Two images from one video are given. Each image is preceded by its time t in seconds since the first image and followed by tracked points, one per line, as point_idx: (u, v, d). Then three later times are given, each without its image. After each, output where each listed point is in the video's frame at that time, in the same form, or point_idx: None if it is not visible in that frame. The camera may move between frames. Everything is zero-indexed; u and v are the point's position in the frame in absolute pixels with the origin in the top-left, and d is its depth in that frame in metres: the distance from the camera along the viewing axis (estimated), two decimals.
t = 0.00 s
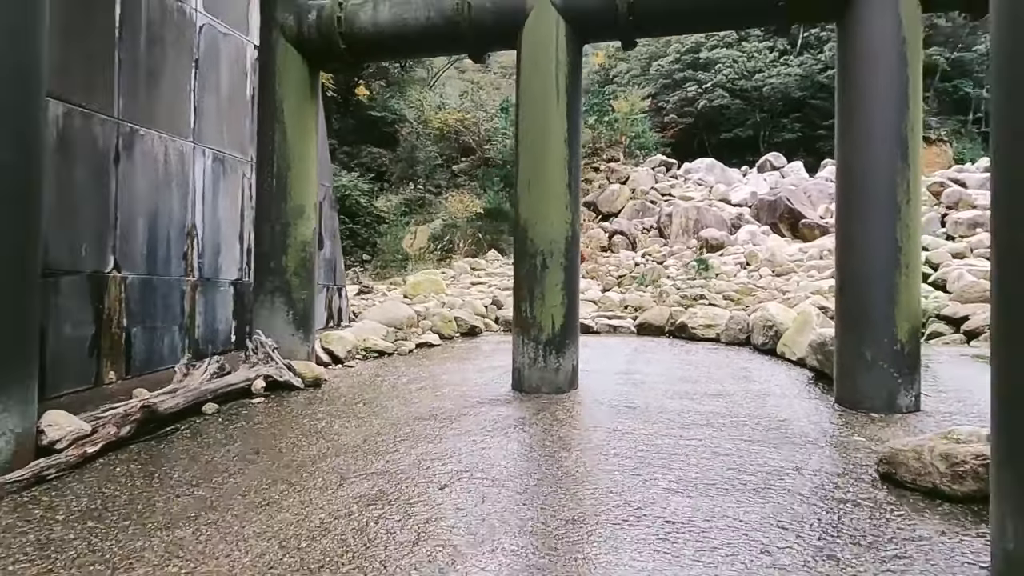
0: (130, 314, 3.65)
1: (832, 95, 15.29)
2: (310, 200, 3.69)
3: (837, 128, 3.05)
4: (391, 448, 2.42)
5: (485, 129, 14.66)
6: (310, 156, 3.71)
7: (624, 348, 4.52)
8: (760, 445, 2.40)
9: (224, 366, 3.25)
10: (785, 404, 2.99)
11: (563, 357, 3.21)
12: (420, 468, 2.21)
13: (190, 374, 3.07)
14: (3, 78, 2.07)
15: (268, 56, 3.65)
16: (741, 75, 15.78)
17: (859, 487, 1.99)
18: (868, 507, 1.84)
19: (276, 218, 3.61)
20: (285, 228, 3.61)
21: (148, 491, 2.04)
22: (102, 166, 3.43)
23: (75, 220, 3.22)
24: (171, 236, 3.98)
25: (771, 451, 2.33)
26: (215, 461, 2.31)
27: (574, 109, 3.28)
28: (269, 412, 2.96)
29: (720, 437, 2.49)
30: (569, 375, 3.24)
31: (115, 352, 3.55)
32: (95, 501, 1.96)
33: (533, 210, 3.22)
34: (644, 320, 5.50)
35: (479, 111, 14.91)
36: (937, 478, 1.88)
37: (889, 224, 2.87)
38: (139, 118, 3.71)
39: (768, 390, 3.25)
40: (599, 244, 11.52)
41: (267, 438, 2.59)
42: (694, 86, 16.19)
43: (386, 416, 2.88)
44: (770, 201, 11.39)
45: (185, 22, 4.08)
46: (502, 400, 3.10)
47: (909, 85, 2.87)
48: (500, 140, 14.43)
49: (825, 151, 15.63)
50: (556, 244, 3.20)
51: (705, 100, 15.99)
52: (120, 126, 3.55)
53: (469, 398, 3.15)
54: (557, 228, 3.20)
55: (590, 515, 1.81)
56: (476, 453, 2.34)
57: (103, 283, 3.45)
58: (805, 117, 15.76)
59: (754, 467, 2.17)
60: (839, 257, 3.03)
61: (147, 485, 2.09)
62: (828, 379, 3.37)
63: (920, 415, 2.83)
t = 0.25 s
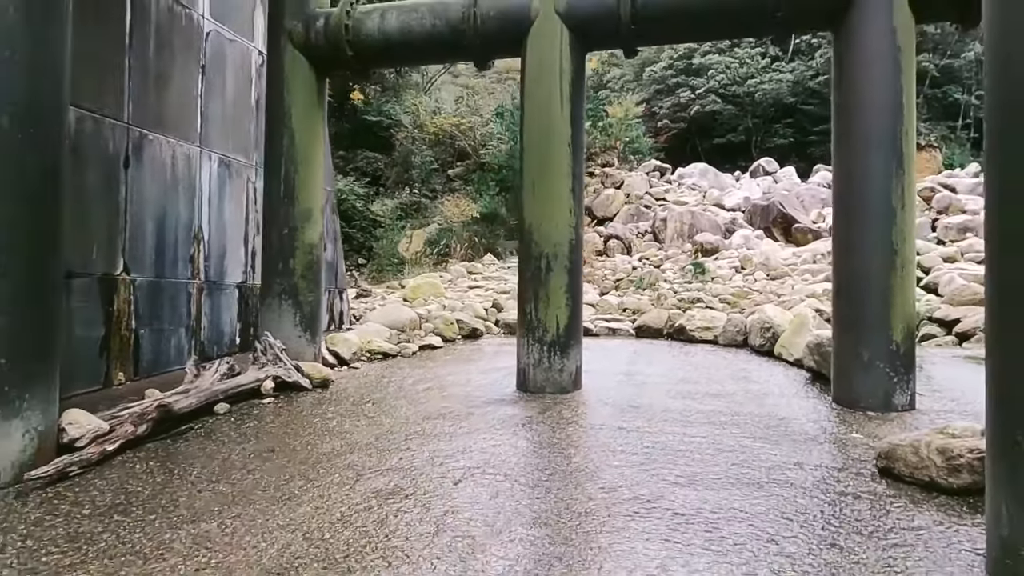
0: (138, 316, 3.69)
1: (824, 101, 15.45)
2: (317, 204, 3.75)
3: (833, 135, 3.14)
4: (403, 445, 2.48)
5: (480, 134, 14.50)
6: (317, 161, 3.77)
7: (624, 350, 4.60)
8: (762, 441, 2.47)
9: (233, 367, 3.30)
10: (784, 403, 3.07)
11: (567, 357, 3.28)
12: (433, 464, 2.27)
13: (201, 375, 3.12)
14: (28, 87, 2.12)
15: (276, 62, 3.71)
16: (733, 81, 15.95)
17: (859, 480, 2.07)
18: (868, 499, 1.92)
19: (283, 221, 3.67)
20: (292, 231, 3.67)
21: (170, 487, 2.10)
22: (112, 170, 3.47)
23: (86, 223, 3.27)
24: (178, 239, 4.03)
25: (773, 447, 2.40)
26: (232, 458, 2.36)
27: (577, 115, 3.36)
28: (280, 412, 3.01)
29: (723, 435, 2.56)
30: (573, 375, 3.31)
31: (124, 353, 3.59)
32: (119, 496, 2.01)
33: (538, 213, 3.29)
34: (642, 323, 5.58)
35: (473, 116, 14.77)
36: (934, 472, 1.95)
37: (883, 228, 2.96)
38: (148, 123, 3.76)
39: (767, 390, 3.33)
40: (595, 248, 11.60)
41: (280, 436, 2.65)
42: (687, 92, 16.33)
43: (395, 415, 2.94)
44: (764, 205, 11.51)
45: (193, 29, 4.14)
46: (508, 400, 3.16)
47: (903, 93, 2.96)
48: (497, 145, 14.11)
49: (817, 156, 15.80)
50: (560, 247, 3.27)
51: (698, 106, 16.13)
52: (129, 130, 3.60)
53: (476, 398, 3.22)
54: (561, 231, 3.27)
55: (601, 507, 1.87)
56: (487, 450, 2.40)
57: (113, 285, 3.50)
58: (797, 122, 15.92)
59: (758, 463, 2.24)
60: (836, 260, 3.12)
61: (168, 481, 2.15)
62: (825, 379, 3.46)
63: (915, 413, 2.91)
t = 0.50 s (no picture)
0: (147, 316, 3.74)
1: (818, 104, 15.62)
2: (323, 205, 3.81)
3: (831, 140, 3.23)
4: (415, 441, 2.55)
5: (476, 137, 14.52)
6: (324, 163, 3.83)
7: (625, 350, 4.68)
8: (763, 437, 2.56)
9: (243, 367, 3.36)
10: (783, 400, 3.15)
11: (571, 356, 3.36)
12: (446, 459, 2.34)
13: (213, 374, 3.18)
14: (55, 94, 2.19)
15: (284, 66, 3.78)
16: (728, 84, 16.10)
17: (858, 473, 2.15)
18: (867, 490, 2.00)
19: (291, 223, 3.73)
20: (300, 232, 3.73)
21: (191, 480, 2.16)
22: (123, 173, 3.52)
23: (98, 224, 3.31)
24: (186, 240, 4.09)
25: (774, 443, 2.48)
26: (249, 453, 2.43)
27: (581, 119, 3.44)
28: (291, 410, 3.08)
29: (725, 431, 2.64)
30: (577, 374, 3.39)
31: (134, 353, 3.64)
32: (143, 489, 2.08)
33: (543, 215, 3.37)
34: (641, 324, 5.66)
35: (470, 118, 14.81)
36: (930, 464, 2.04)
37: (879, 231, 3.05)
38: (158, 126, 3.81)
39: (767, 388, 3.42)
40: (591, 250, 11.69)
41: (294, 432, 2.72)
42: (682, 95, 16.46)
43: (404, 412, 3.00)
44: (759, 207, 11.63)
45: (201, 33, 4.20)
46: (514, 398, 3.24)
47: (898, 100, 3.05)
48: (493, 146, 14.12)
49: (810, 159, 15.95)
50: (565, 249, 3.35)
51: (693, 108, 16.27)
52: (139, 133, 3.65)
53: (482, 396, 3.29)
54: (566, 233, 3.35)
55: (611, 498, 1.95)
56: (497, 445, 2.47)
57: (125, 286, 3.55)
58: (790, 125, 16.07)
59: (759, 456, 2.32)
60: (833, 262, 3.21)
61: (189, 474, 2.21)
62: (822, 377, 3.55)
63: (910, 410, 3.00)
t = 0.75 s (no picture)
0: (157, 314, 3.83)
1: (814, 106, 15.75)
2: (329, 206, 3.90)
3: (823, 143, 3.34)
4: (422, 434, 2.65)
5: (475, 137, 14.77)
6: (330, 165, 3.92)
7: (623, 348, 4.78)
8: (756, 429, 2.66)
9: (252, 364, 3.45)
10: (777, 396, 3.26)
11: (572, 353, 3.46)
12: (452, 449, 2.44)
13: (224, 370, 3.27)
14: (78, 99, 2.28)
15: (291, 71, 3.88)
16: (725, 86, 16.23)
17: (846, 462, 2.26)
18: (854, 478, 2.11)
19: (298, 224, 3.82)
20: (307, 233, 3.83)
21: (209, 469, 2.26)
22: (135, 174, 3.61)
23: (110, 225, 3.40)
24: (195, 240, 4.18)
25: (767, 434, 2.59)
26: (263, 445, 2.53)
27: (581, 123, 3.54)
28: (300, 404, 3.17)
29: (720, 424, 2.75)
30: (578, 370, 3.49)
31: (145, 350, 3.73)
32: (164, 478, 2.18)
33: (544, 216, 3.47)
34: (639, 322, 5.77)
35: (469, 120, 14.95)
36: (914, 453, 2.14)
37: (868, 232, 3.16)
38: (168, 129, 3.90)
39: (762, 384, 3.52)
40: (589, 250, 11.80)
41: (305, 425, 2.82)
42: (679, 96, 16.58)
43: (410, 407, 3.11)
44: (755, 208, 11.75)
45: (209, 38, 4.29)
46: (516, 393, 3.34)
47: (887, 106, 3.16)
48: (491, 148, 14.19)
49: (806, 160, 16.08)
50: (565, 249, 3.45)
51: (690, 110, 16.41)
52: (150, 135, 3.74)
53: (485, 392, 3.39)
54: (566, 233, 3.45)
55: (611, 485, 2.05)
56: (501, 437, 2.57)
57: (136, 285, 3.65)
58: (786, 126, 16.20)
59: (752, 447, 2.43)
60: (825, 262, 3.32)
61: (207, 464, 2.31)
62: (815, 373, 3.65)
63: (899, 404, 3.10)
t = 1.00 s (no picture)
0: (167, 316, 3.93)
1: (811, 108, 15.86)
2: (335, 211, 4.00)
3: (815, 151, 3.44)
4: (427, 431, 2.75)
5: (476, 140, 14.88)
6: (336, 171, 4.03)
7: (622, 348, 4.88)
8: (749, 427, 2.76)
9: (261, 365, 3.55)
10: (771, 395, 3.36)
11: (571, 354, 3.56)
12: (457, 446, 2.54)
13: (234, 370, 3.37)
14: (99, 111, 2.38)
15: (298, 80, 3.98)
16: (724, 88, 16.35)
17: (834, 458, 2.36)
18: (840, 473, 2.21)
19: (305, 228, 3.93)
20: (313, 237, 3.93)
21: (224, 465, 2.36)
22: (146, 180, 3.71)
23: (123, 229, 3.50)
24: (203, 243, 4.28)
25: (760, 432, 2.69)
26: (275, 442, 2.63)
27: (581, 130, 3.64)
28: (308, 404, 3.27)
29: (714, 422, 2.85)
30: (577, 370, 3.59)
31: (155, 351, 3.82)
32: (182, 473, 2.28)
33: (544, 220, 3.57)
34: (637, 324, 5.87)
35: (470, 122, 15.20)
36: (899, 450, 2.24)
37: (859, 237, 3.26)
38: (178, 135, 4.00)
39: (756, 384, 3.62)
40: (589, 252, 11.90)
41: (313, 424, 2.92)
42: (678, 98, 16.72)
43: (415, 406, 3.21)
44: (753, 210, 11.85)
45: (217, 46, 4.39)
46: (517, 392, 3.44)
47: (877, 115, 3.27)
48: (492, 150, 14.28)
49: (804, 162, 16.19)
50: (565, 252, 3.55)
51: (689, 112, 16.53)
52: (160, 142, 3.83)
53: (486, 391, 3.49)
54: (565, 237, 3.55)
55: (609, 479, 2.15)
56: (504, 435, 2.67)
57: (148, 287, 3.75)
58: (784, 128, 16.31)
59: (745, 444, 2.53)
60: (817, 265, 3.42)
61: (222, 460, 2.41)
62: (807, 374, 3.76)
63: (888, 403, 3.21)
